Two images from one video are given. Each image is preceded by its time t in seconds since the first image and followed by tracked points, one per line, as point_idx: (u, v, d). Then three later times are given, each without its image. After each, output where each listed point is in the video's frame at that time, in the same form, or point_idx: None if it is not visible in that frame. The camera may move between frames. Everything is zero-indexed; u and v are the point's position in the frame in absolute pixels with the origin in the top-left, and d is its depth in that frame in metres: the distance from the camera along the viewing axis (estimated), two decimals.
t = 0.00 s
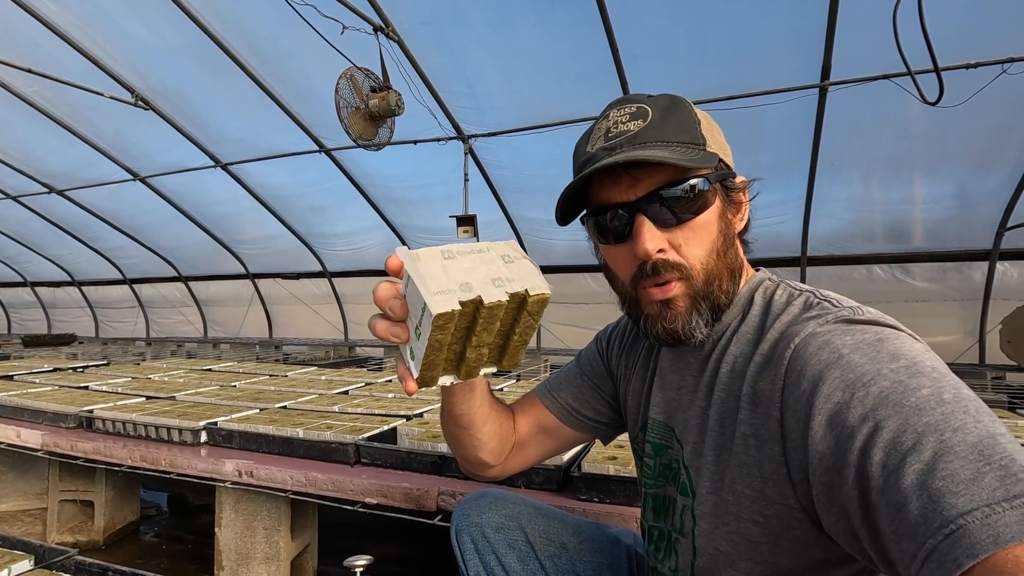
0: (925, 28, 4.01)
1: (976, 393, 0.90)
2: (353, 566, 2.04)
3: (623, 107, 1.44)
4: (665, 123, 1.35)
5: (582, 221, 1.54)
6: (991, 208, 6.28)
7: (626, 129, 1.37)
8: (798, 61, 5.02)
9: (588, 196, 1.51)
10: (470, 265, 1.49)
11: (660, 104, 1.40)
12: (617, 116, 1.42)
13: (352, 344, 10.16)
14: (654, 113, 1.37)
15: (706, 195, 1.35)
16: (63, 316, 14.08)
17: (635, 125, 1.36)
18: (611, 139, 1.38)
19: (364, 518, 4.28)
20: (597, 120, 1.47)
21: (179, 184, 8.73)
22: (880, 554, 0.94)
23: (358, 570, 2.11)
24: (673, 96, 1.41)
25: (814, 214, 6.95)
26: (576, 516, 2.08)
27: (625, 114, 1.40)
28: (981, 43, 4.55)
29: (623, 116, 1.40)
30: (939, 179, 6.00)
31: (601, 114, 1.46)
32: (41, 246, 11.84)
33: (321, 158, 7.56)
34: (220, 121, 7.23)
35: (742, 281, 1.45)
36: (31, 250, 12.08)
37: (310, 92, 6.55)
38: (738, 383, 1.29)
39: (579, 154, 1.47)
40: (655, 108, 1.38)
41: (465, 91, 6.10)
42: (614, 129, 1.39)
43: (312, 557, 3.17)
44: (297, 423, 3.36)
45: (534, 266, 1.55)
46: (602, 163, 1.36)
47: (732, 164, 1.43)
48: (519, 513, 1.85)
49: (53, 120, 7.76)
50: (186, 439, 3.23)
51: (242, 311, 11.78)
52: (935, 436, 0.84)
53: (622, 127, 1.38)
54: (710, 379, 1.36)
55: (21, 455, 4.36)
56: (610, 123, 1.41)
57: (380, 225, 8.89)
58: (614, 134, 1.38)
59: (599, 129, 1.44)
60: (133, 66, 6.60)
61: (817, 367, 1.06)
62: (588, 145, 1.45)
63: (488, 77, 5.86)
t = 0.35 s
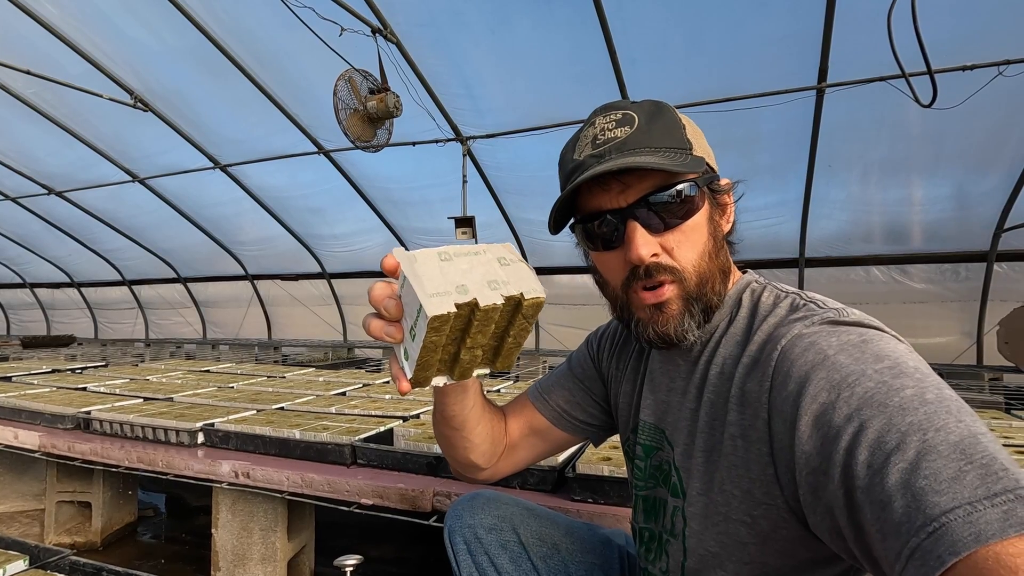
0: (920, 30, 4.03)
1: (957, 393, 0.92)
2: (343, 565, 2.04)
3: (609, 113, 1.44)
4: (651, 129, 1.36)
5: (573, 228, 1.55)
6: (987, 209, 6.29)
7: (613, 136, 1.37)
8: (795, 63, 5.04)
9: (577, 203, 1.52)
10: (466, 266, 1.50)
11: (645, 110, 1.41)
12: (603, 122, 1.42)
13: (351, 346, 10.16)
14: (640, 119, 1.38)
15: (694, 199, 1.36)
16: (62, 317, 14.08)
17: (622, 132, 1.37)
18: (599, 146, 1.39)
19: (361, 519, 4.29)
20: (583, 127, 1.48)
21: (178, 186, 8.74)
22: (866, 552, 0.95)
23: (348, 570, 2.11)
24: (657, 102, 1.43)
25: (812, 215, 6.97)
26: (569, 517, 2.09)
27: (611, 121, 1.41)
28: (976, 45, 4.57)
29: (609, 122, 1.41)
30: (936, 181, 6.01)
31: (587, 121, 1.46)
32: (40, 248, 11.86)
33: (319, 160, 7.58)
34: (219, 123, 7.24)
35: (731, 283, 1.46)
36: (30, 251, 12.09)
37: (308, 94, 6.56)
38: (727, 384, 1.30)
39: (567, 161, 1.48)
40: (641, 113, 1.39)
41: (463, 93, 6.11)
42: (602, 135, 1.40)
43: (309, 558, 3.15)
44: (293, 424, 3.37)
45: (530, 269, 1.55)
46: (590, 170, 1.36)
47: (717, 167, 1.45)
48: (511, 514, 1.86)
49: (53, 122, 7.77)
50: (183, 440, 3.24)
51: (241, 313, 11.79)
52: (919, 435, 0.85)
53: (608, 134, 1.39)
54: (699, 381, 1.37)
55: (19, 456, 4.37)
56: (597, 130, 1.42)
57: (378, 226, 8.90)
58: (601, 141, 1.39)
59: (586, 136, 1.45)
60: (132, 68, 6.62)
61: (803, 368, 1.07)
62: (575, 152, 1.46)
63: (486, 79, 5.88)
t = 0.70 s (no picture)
0: (920, 31, 4.03)
1: (957, 394, 0.91)
2: (342, 566, 2.04)
3: (607, 115, 1.44)
4: (648, 131, 1.37)
5: (569, 231, 1.55)
6: (988, 210, 6.28)
7: (609, 138, 1.38)
8: (795, 64, 5.04)
9: (574, 205, 1.52)
10: (461, 265, 1.50)
11: (642, 112, 1.41)
12: (601, 124, 1.42)
13: (351, 346, 10.16)
14: (637, 122, 1.38)
15: (690, 202, 1.36)
16: (63, 318, 14.10)
17: (619, 134, 1.37)
18: (595, 149, 1.39)
19: (362, 520, 4.29)
20: (581, 129, 1.48)
21: (179, 187, 8.76)
22: (865, 555, 0.95)
23: (347, 571, 2.11)
24: (655, 104, 1.43)
25: (812, 216, 6.96)
26: (569, 519, 2.09)
27: (608, 123, 1.41)
28: (977, 45, 4.56)
29: (606, 125, 1.41)
30: (936, 182, 6.01)
31: (584, 123, 1.46)
32: (42, 249, 11.88)
33: (320, 161, 7.59)
34: (220, 123, 7.25)
35: (729, 286, 1.46)
36: (31, 252, 12.11)
37: (308, 95, 6.56)
38: (726, 385, 1.29)
39: (564, 164, 1.48)
40: (638, 116, 1.39)
41: (463, 94, 6.12)
42: (598, 138, 1.40)
43: (309, 559, 3.15)
44: (293, 425, 3.37)
45: (525, 267, 1.55)
46: (586, 173, 1.36)
47: (715, 170, 1.45)
48: (511, 515, 1.86)
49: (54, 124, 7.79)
50: (183, 441, 3.23)
51: (242, 314, 11.80)
52: (918, 437, 0.85)
53: (605, 136, 1.39)
54: (699, 383, 1.37)
55: (20, 457, 4.37)
56: (594, 132, 1.42)
57: (379, 227, 8.90)
58: (598, 143, 1.39)
59: (583, 138, 1.45)
60: (133, 69, 6.63)
61: (802, 369, 1.07)
62: (572, 154, 1.46)
63: (486, 80, 5.88)
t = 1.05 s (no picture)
0: (921, 31, 4.02)
1: (962, 392, 0.91)
2: (343, 565, 2.03)
3: (616, 111, 1.44)
4: (658, 126, 1.36)
5: (576, 224, 1.55)
6: (990, 210, 6.27)
7: (618, 133, 1.37)
8: (797, 65, 5.04)
9: (581, 199, 1.52)
10: (459, 259, 1.51)
11: (652, 108, 1.40)
12: (610, 119, 1.42)
13: (353, 347, 10.16)
14: (647, 117, 1.38)
15: (697, 199, 1.36)
16: (65, 319, 14.13)
17: (628, 129, 1.36)
18: (604, 143, 1.39)
19: (363, 520, 4.28)
20: (590, 123, 1.47)
21: (180, 187, 8.77)
22: (870, 553, 0.94)
23: (348, 570, 2.10)
24: (665, 100, 1.42)
25: (814, 216, 6.95)
26: (571, 518, 2.08)
27: (618, 118, 1.41)
28: (979, 46, 4.56)
29: (616, 120, 1.40)
30: (939, 181, 5.99)
31: (594, 118, 1.46)
32: (44, 250, 11.91)
33: (321, 161, 7.60)
34: (221, 124, 7.26)
35: (735, 284, 1.46)
36: (33, 253, 12.13)
37: (310, 95, 6.56)
38: (731, 384, 1.29)
39: (572, 157, 1.48)
40: (648, 111, 1.39)
41: (465, 94, 6.12)
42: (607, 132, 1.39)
43: (310, 559, 3.15)
44: (295, 425, 3.37)
45: (520, 248, 1.60)
46: (595, 167, 1.36)
47: (724, 167, 1.45)
48: (513, 514, 1.85)
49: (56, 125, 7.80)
50: (184, 441, 3.23)
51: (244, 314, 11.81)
52: (923, 435, 0.85)
53: (614, 131, 1.38)
54: (704, 381, 1.36)
55: (22, 457, 4.38)
56: (603, 127, 1.41)
57: (380, 228, 8.90)
58: (607, 138, 1.38)
59: (592, 132, 1.44)
60: (135, 70, 6.64)
61: (807, 367, 1.06)
62: (581, 148, 1.46)
63: (487, 81, 5.88)
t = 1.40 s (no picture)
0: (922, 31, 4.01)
1: (957, 390, 0.91)
2: (340, 563, 2.01)
3: (615, 109, 1.44)
4: (656, 125, 1.36)
5: (574, 223, 1.54)
6: (992, 210, 6.26)
7: (617, 132, 1.37)
8: (798, 65, 5.03)
9: (580, 197, 1.51)
10: (496, 239, 1.50)
11: (651, 107, 1.40)
12: (609, 118, 1.42)
13: (353, 347, 10.16)
14: (645, 116, 1.37)
15: (694, 198, 1.36)
16: (66, 319, 14.15)
17: (627, 128, 1.36)
18: (603, 141, 1.39)
19: (364, 520, 4.28)
20: (589, 122, 1.47)
21: (181, 188, 8.78)
22: (866, 550, 0.94)
23: (346, 569, 2.09)
24: (664, 99, 1.42)
25: (815, 217, 6.95)
26: (569, 518, 2.08)
27: (617, 117, 1.40)
28: (980, 46, 4.55)
29: (615, 118, 1.40)
30: (939, 182, 5.99)
31: (593, 116, 1.46)
32: (46, 250, 11.93)
33: (322, 161, 7.60)
34: (222, 124, 7.27)
35: (732, 283, 1.45)
36: (34, 253, 12.16)
37: (310, 95, 6.56)
38: (729, 382, 1.29)
39: (572, 156, 1.48)
40: (646, 110, 1.39)
41: (465, 95, 6.12)
42: (606, 131, 1.39)
43: (310, 558, 3.14)
44: (294, 425, 3.37)
45: (558, 257, 1.54)
46: (593, 165, 1.36)
47: (722, 168, 1.45)
48: (511, 514, 1.85)
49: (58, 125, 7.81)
50: (184, 441, 3.23)
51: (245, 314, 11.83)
52: (918, 432, 0.84)
53: (613, 129, 1.38)
54: (702, 379, 1.36)
55: (23, 456, 4.39)
56: (602, 125, 1.41)
57: (380, 228, 8.90)
58: (606, 136, 1.38)
59: (591, 131, 1.44)
60: (136, 70, 6.65)
61: (803, 365, 1.06)
62: (580, 147, 1.45)
63: (488, 81, 5.88)
